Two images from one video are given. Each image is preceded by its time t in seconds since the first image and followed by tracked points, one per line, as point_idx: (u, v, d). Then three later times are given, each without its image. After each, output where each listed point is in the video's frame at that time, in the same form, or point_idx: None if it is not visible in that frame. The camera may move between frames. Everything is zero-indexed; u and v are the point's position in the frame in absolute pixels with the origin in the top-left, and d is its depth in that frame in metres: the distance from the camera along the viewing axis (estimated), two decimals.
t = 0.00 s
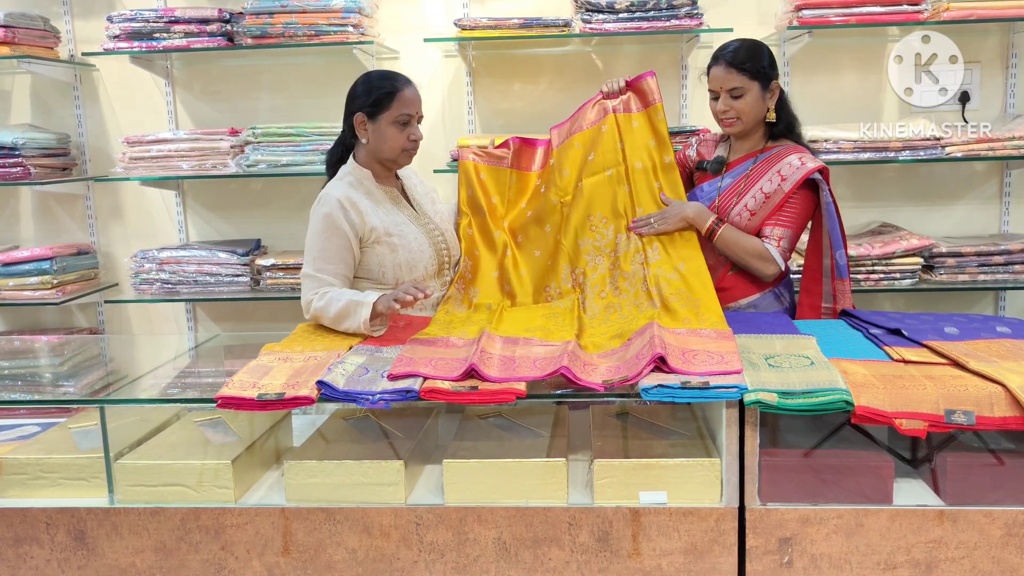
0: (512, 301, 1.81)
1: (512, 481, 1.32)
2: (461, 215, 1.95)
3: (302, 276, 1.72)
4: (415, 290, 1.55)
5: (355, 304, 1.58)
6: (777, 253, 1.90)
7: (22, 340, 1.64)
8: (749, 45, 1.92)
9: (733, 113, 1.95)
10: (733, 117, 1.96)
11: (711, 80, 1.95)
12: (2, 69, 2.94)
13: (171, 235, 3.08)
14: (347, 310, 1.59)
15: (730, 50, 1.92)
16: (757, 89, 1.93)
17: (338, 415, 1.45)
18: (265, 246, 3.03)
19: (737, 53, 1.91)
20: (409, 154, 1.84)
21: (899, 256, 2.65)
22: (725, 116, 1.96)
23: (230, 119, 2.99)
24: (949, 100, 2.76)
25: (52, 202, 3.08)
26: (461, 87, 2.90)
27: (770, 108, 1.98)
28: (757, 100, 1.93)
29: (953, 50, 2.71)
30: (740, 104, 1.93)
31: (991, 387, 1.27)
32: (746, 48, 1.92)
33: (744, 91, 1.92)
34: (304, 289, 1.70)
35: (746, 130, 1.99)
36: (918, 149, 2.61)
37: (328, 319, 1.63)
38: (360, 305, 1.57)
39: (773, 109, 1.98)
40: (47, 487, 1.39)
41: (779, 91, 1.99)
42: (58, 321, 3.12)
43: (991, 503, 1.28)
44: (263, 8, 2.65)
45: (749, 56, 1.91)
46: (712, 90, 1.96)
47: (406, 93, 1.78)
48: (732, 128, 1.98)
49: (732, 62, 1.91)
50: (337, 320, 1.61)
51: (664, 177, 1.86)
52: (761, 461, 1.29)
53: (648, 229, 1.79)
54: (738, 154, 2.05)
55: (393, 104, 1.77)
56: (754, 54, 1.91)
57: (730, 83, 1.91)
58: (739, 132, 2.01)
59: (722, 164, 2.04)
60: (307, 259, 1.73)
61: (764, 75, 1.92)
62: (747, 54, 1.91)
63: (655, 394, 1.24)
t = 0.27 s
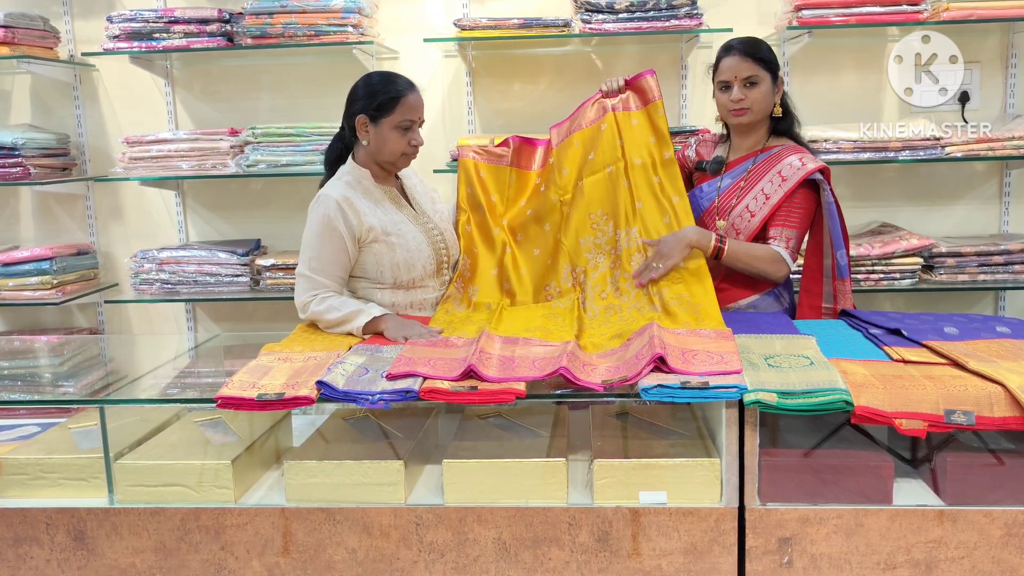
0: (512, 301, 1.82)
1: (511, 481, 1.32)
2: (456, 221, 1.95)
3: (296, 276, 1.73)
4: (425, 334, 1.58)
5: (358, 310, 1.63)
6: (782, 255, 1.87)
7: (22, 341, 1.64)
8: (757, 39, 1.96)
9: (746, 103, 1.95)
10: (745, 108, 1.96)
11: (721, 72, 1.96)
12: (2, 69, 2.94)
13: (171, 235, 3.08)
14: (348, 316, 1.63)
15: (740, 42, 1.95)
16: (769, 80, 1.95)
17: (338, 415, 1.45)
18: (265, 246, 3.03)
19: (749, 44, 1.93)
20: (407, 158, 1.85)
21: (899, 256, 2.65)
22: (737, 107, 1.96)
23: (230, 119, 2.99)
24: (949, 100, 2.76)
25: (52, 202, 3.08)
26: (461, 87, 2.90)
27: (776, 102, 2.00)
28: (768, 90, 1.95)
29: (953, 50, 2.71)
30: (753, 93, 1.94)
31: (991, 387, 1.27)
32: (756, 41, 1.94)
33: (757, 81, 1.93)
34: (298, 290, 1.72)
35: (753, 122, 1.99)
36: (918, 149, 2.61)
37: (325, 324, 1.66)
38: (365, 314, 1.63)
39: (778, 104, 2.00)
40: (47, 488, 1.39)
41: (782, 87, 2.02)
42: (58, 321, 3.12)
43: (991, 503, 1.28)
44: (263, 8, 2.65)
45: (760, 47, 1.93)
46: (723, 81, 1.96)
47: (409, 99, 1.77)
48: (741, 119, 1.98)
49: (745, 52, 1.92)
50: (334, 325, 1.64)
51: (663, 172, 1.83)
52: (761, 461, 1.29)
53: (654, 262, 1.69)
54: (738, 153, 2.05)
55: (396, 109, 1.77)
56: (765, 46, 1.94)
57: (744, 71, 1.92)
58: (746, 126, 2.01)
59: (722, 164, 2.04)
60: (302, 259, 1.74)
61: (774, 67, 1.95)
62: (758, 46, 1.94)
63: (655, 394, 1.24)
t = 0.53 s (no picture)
0: (510, 295, 1.82)
1: (512, 481, 1.32)
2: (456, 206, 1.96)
3: (297, 276, 1.74)
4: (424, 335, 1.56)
5: (360, 308, 1.62)
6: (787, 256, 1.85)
7: (22, 341, 1.64)
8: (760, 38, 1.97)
9: (750, 101, 1.95)
10: (749, 106, 1.96)
11: (726, 70, 1.96)
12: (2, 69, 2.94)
13: (171, 235, 3.08)
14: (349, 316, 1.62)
15: (744, 41, 1.96)
16: (773, 79, 1.96)
17: (338, 415, 1.45)
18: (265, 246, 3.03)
19: (753, 44, 1.94)
20: (406, 160, 1.86)
21: (899, 256, 2.65)
22: (740, 105, 1.96)
23: (230, 119, 2.99)
24: (949, 100, 2.76)
25: (52, 202, 3.07)
26: (461, 88, 2.90)
27: (779, 102, 2.01)
28: (772, 90, 1.96)
29: (953, 50, 2.71)
30: (757, 93, 1.94)
31: (991, 387, 1.27)
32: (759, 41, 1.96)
33: (762, 80, 1.94)
34: (298, 290, 1.72)
35: (755, 122, 1.99)
36: (918, 149, 2.61)
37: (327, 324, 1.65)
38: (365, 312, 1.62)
39: (780, 105, 2.01)
40: (47, 488, 1.39)
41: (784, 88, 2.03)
42: (58, 322, 3.12)
43: (991, 504, 1.28)
44: (262, 8, 2.65)
45: (765, 46, 1.94)
46: (727, 80, 1.97)
47: (410, 101, 1.77)
48: (744, 118, 1.98)
49: (750, 50, 1.93)
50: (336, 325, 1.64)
51: (664, 169, 1.81)
52: (761, 461, 1.29)
53: (672, 295, 1.61)
54: (738, 154, 2.06)
55: (396, 111, 1.77)
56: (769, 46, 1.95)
57: (748, 70, 1.93)
58: (748, 125, 2.01)
59: (722, 164, 2.03)
60: (302, 260, 1.75)
61: (777, 68, 1.96)
62: (763, 45, 1.95)
63: (655, 394, 1.24)
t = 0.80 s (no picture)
0: (509, 289, 1.82)
1: (512, 481, 1.32)
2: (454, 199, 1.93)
3: (307, 276, 1.71)
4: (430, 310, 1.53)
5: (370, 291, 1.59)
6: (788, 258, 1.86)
7: (22, 341, 1.64)
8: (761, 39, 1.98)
9: (753, 102, 1.95)
10: (752, 106, 1.96)
11: (727, 70, 1.97)
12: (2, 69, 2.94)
13: (171, 235, 3.08)
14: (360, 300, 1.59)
15: (745, 42, 1.96)
16: (775, 79, 1.96)
17: (338, 415, 1.45)
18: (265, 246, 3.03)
19: (755, 44, 1.95)
20: (401, 165, 1.86)
21: (899, 256, 2.65)
22: (743, 104, 1.96)
23: (230, 119, 2.99)
24: (949, 100, 2.76)
25: (52, 202, 3.07)
26: (461, 88, 2.90)
27: (781, 102, 2.01)
28: (775, 90, 1.96)
29: (953, 50, 2.71)
30: (760, 93, 1.95)
31: (991, 387, 1.27)
32: (758, 41, 1.96)
33: (764, 80, 1.95)
34: (309, 287, 1.69)
35: (757, 121, 2.00)
36: (918, 149, 2.61)
37: (341, 314, 1.61)
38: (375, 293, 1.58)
39: (782, 105, 2.02)
40: (47, 488, 1.39)
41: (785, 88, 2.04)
42: (58, 322, 3.12)
43: (991, 504, 1.28)
44: (262, 8, 2.65)
45: (766, 47, 1.95)
46: (730, 79, 1.97)
47: (410, 106, 1.77)
48: (747, 118, 1.98)
49: (752, 51, 1.94)
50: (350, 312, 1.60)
51: (663, 166, 1.82)
52: (761, 461, 1.29)
53: (677, 301, 1.60)
54: (739, 154, 2.06)
55: (394, 115, 1.77)
56: (770, 46, 1.96)
57: (751, 70, 1.93)
58: (749, 124, 2.01)
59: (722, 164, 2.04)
60: (309, 260, 1.72)
61: (779, 68, 1.97)
62: (764, 45, 1.95)
63: (655, 394, 1.24)
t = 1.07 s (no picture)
0: (509, 289, 1.82)
1: (511, 482, 1.32)
2: (453, 198, 1.93)
3: (307, 273, 1.68)
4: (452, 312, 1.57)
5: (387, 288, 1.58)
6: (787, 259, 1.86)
7: (22, 341, 1.64)
8: (761, 41, 1.94)
9: (749, 108, 1.95)
10: (748, 112, 1.96)
11: (726, 75, 1.95)
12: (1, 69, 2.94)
13: (171, 235, 3.08)
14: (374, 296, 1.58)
15: (744, 45, 1.94)
16: (773, 84, 1.95)
17: (338, 415, 1.45)
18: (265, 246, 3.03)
19: (752, 48, 1.93)
20: (400, 166, 1.86)
21: (899, 256, 2.65)
22: (739, 110, 1.96)
23: (230, 119, 2.99)
24: (949, 100, 2.76)
25: (52, 203, 3.07)
26: (461, 88, 2.90)
27: (780, 104, 2.00)
28: (772, 95, 1.95)
29: (953, 50, 2.71)
30: (756, 99, 1.94)
31: (991, 387, 1.27)
32: (759, 44, 1.93)
33: (761, 86, 1.93)
34: (310, 285, 1.66)
35: (755, 125, 2.00)
36: (918, 149, 2.62)
37: (352, 309, 1.60)
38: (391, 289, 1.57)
39: (781, 107, 2.00)
40: (47, 488, 1.39)
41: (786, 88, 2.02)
42: (58, 322, 3.12)
43: (991, 504, 1.28)
44: (262, 8, 2.65)
45: (764, 51, 1.92)
46: (727, 85, 1.96)
47: (412, 110, 1.77)
48: (744, 122, 1.98)
49: (749, 57, 1.92)
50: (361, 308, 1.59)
51: (664, 167, 1.82)
52: (761, 461, 1.29)
53: (678, 303, 1.60)
54: (739, 154, 2.06)
55: (398, 119, 1.77)
56: (769, 50, 1.93)
57: (747, 77, 1.92)
58: (747, 128, 2.01)
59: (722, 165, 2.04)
60: (312, 255, 1.70)
61: (777, 72, 1.94)
62: (762, 49, 1.93)
63: (654, 394, 1.24)
